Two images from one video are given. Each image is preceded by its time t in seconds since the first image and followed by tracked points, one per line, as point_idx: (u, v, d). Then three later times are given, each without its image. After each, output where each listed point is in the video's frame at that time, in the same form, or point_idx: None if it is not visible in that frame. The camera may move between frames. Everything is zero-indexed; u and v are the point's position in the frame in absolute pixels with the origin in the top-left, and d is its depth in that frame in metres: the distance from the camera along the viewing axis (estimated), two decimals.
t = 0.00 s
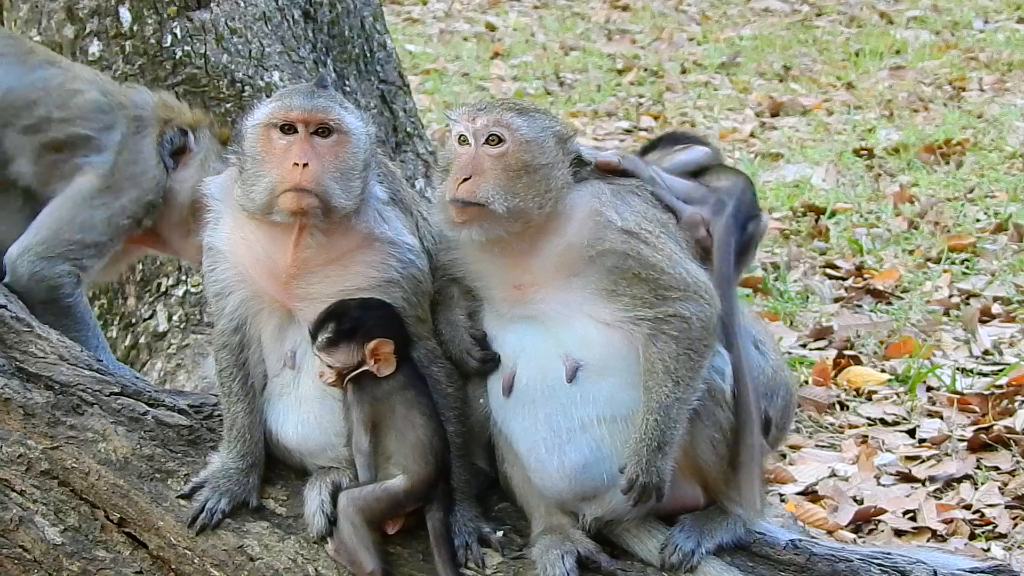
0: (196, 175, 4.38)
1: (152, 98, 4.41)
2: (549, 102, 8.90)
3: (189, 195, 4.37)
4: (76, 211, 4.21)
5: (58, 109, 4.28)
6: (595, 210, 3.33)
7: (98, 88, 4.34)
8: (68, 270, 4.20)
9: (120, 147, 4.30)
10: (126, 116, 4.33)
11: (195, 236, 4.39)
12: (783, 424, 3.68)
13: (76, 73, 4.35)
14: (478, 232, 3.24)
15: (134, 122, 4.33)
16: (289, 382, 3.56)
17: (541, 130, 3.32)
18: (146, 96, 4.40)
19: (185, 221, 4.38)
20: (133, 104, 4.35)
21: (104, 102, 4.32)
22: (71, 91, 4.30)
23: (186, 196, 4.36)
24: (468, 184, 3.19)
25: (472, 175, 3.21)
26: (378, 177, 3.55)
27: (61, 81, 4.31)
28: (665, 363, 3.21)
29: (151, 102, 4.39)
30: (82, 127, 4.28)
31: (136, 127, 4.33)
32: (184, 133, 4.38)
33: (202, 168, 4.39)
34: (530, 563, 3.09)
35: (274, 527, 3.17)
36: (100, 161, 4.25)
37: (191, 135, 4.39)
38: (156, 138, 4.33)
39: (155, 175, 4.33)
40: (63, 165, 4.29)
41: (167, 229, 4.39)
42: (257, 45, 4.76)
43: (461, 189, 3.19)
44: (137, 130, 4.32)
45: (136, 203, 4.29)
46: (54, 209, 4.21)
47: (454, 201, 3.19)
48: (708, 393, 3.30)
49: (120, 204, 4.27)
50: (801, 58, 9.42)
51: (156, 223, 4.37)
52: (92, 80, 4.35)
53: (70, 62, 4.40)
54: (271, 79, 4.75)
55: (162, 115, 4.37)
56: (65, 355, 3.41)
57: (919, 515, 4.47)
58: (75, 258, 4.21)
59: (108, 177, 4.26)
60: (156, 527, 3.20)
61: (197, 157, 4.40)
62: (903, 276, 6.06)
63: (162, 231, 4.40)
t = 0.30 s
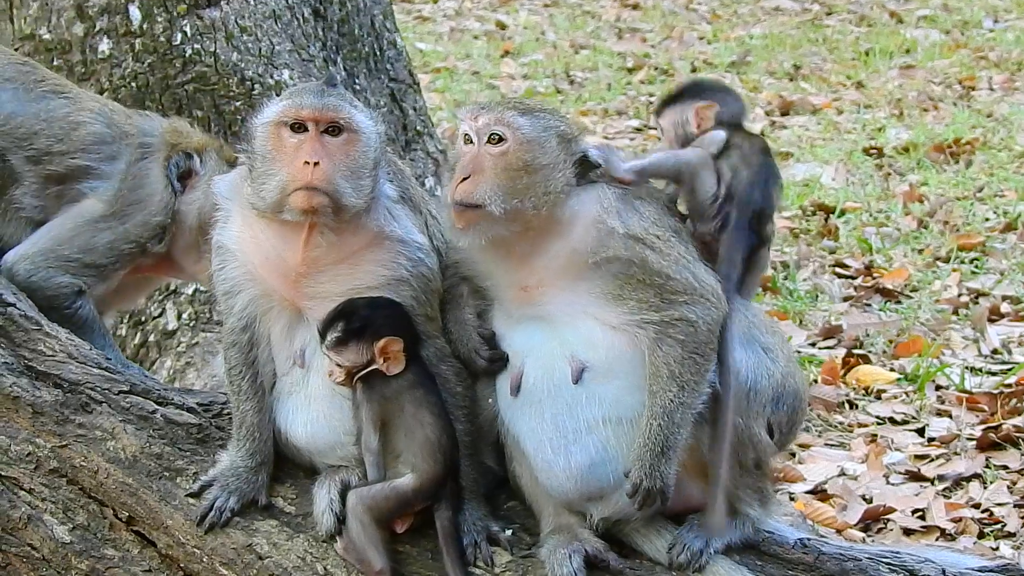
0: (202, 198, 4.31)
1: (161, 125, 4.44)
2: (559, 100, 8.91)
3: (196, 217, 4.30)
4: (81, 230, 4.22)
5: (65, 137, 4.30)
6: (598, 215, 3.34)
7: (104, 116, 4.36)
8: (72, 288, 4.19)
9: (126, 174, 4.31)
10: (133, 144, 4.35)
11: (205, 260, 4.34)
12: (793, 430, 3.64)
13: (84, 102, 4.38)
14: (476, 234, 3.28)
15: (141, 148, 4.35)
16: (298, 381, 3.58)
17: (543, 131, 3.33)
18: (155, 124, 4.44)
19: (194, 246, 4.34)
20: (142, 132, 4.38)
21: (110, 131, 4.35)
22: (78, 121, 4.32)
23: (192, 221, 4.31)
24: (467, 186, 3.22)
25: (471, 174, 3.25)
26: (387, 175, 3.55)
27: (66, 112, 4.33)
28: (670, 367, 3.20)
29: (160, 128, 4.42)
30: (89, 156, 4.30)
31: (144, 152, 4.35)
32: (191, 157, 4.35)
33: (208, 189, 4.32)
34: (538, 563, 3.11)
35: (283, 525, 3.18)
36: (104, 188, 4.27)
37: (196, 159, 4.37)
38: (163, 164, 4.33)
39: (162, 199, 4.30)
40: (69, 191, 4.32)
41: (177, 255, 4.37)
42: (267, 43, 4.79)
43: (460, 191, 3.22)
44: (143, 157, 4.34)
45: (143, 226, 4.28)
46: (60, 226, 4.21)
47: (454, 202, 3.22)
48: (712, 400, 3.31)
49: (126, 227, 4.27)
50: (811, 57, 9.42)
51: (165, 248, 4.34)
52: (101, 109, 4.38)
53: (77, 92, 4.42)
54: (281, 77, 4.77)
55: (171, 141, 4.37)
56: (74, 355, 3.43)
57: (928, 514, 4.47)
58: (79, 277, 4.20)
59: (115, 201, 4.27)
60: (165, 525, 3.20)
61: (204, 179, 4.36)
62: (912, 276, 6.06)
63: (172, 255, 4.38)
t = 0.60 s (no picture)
0: (196, 179, 4.26)
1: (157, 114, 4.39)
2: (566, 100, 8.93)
3: (190, 200, 4.26)
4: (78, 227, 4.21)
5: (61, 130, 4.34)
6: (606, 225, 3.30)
7: (101, 109, 4.38)
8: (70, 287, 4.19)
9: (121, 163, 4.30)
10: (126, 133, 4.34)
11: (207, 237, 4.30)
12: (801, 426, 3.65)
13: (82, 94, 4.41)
14: (483, 249, 3.25)
15: (135, 136, 4.34)
16: (303, 381, 3.59)
17: (535, 140, 3.30)
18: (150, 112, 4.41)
19: (193, 227, 4.30)
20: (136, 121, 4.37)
21: (106, 123, 4.37)
22: (73, 112, 4.36)
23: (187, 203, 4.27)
24: (469, 207, 3.19)
25: (472, 194, 3.22)
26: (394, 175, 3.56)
27: (61, 104, 4.38)
28: (679, 369, 3.20)
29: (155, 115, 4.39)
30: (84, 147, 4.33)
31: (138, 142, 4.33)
32: (184, 139, 4.28)
33: (203, 169, 4.26)
34: (544, 563, 3.10)
35: (288, 526, 3.18)
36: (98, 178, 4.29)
37: (190, 142, 4.29)
38: (156, 149, 4.30)
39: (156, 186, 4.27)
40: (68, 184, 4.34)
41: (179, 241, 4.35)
42: (273, 43, 4.80)
43: (462, 212, 3.19)
44: (136, 145, 4.32)
45: (139, 215, 4.26)
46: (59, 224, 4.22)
47: (457, 222, 3.19)
48: (721, 399, 3.26)
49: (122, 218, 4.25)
50: (817, 56, 9.41)
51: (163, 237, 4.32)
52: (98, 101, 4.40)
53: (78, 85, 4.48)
54: (287, 77, 4.78)
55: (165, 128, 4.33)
56: (79, 355, 3.44)
57: (934, 515, 4.46)
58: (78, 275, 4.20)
59: (111, 194, 4.25)
60: (170, 526, 3.20)
61: (198, 159, 4.28)
62: (919, 275, 6.05)
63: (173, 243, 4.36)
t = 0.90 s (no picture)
0: (150, 68, 4.31)
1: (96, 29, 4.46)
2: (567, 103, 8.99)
3: (150, 91, 4.29)
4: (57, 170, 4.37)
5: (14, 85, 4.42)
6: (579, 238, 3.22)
7: (42, 47, 4.44)
8: (69, 232, 4.39)
9: (77, 83, 4.40)
10: (67, 54, 4.42)
11: (177, 122, 4.31)
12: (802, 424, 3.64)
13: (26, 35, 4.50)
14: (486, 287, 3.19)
15: (77, 57, 4.41)
16: (304, 384, 3.59)
17: (504, 164, 3.23)
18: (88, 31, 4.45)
19: (160, 117, 4.32)
20: (75, 41, 4.43)
21: (47, 56, 4.43)
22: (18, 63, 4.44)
23: (148, 96, 4.30)
24: (458, 248, 3.14)
25: (460, 235, 3.16)
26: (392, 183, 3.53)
27: None
28: (675, 372, 3.17)
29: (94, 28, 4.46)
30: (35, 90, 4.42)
31: (86, 61, 4.41)
32: (128, 34, 4.35)
33: (157, 58, 4.32)
34: (547, 566, 3.11)
35: (291, 530, 3.18)
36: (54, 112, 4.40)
37: (135, 33, 4.35)
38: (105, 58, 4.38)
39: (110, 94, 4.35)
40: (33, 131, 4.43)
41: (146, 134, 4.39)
42: (275, 46, 4.76)
43: (453, 256, 3.14)
44: (81, 67, 4.40)
45: (97, 134, 4.34)
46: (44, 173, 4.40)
47: (454, 267, 3.14)
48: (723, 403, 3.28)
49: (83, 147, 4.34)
50: (819, 59, 9.40)
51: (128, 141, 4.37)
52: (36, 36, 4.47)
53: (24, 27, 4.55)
54: (290, 81, 4.73)
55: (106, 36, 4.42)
56: (81, 358, 3.46)
57: (937, 517, 4.47)
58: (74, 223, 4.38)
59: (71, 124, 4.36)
60: (174, 530, 3.21)
61: (151, 51, 4.33)
62: (921, 277, 6.04)
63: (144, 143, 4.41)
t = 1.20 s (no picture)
0: (143, 130, 4.16)
1: (111, 79, 4.33)
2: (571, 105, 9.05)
3: (136, 152, 4.16)
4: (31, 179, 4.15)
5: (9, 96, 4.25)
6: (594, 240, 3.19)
7: (54, 80, 4.29)
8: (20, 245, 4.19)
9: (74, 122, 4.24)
10: (75, 95, 4.28)
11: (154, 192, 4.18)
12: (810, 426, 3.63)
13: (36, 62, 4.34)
14: (495, 298, 3.19)
15: (87, 102, 4.27)
16: (311, 387, 3.58)
17: (510, 180, 3.16)
18: (103, 79, 4.33)
19: (144, 179, 4.19)
20: (90, 87, 4.29)
21: (58, 89, 4.27)
22: (25, 85, 4.27)
23: (133, 156, 4.17)
24: (469, 263, 3.11)
25: (469, 250, 3.13)
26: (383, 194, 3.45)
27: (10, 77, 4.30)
28: (698, 366, 3.19)
29: (107, 78, 4.33)
30: (34, 109, 4.24)
31: (90, 106, 4.26)
32: (132, 96, 4.21)
33: (150, 121, 4.16)
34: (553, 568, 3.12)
35: (298, 532, 3.18)
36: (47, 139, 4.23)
37: (138, 98, 4.21)
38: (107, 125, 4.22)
39: (105, 151, 4.21)
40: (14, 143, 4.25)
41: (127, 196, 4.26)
42: (278, 49, 4.82)
43: (464, 271, 3.12)
44: (88, 110, 4.25)
45: (84, 176, 4.20)
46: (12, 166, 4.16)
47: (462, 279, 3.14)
48: (740, 399, 3.24)
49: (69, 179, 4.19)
50: (822, 61, 9.38)
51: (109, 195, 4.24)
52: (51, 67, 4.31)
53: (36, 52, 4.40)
54: (292, 84, 4.76)
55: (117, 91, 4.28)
56: (87, 360, 3.51)
57: (944, 520, 4.46)
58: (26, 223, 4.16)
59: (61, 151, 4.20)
60: (179, 532, 3.22)
61: (149, 113, 4.19)
62: (926, 280, 6.03)
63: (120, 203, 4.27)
